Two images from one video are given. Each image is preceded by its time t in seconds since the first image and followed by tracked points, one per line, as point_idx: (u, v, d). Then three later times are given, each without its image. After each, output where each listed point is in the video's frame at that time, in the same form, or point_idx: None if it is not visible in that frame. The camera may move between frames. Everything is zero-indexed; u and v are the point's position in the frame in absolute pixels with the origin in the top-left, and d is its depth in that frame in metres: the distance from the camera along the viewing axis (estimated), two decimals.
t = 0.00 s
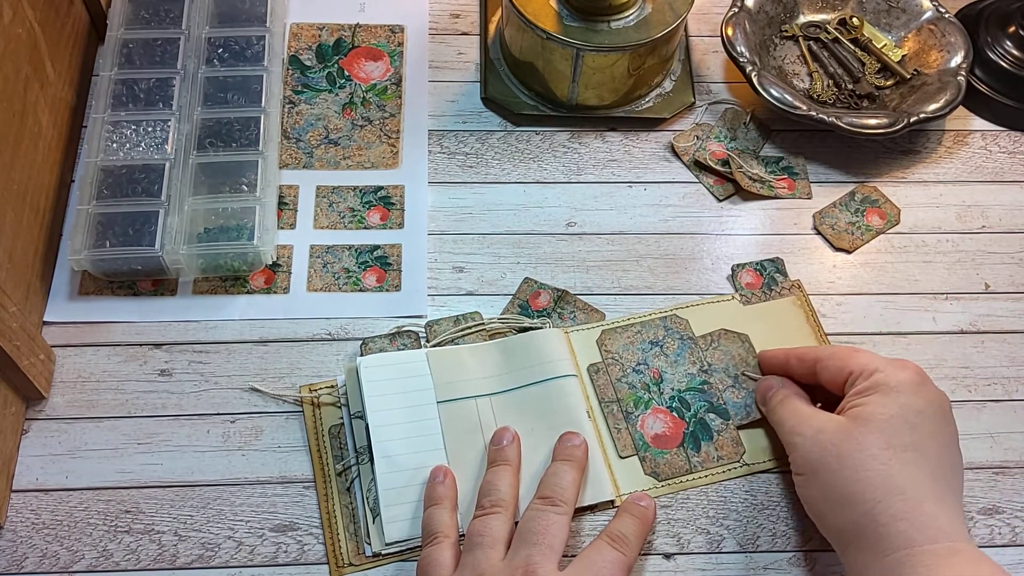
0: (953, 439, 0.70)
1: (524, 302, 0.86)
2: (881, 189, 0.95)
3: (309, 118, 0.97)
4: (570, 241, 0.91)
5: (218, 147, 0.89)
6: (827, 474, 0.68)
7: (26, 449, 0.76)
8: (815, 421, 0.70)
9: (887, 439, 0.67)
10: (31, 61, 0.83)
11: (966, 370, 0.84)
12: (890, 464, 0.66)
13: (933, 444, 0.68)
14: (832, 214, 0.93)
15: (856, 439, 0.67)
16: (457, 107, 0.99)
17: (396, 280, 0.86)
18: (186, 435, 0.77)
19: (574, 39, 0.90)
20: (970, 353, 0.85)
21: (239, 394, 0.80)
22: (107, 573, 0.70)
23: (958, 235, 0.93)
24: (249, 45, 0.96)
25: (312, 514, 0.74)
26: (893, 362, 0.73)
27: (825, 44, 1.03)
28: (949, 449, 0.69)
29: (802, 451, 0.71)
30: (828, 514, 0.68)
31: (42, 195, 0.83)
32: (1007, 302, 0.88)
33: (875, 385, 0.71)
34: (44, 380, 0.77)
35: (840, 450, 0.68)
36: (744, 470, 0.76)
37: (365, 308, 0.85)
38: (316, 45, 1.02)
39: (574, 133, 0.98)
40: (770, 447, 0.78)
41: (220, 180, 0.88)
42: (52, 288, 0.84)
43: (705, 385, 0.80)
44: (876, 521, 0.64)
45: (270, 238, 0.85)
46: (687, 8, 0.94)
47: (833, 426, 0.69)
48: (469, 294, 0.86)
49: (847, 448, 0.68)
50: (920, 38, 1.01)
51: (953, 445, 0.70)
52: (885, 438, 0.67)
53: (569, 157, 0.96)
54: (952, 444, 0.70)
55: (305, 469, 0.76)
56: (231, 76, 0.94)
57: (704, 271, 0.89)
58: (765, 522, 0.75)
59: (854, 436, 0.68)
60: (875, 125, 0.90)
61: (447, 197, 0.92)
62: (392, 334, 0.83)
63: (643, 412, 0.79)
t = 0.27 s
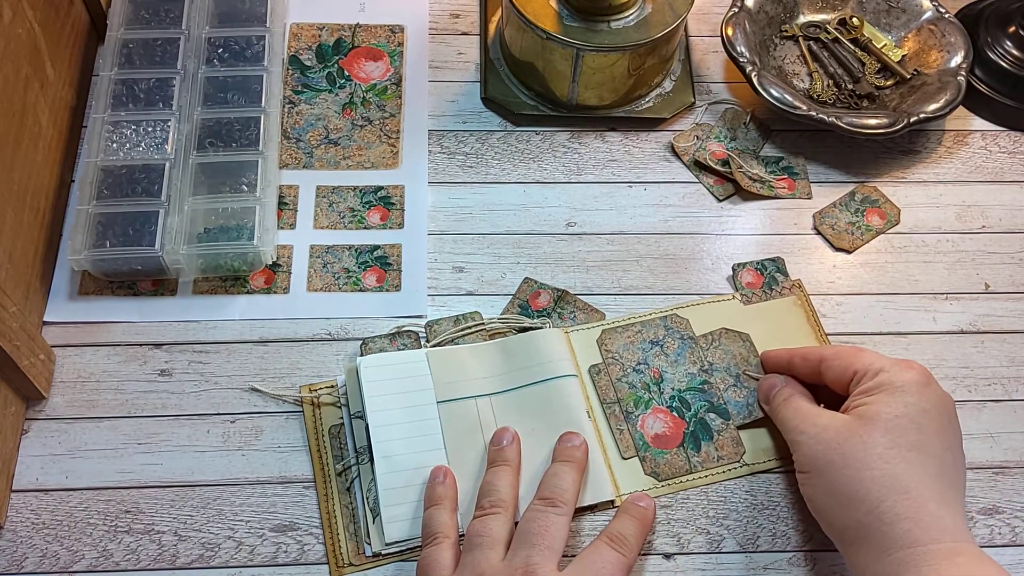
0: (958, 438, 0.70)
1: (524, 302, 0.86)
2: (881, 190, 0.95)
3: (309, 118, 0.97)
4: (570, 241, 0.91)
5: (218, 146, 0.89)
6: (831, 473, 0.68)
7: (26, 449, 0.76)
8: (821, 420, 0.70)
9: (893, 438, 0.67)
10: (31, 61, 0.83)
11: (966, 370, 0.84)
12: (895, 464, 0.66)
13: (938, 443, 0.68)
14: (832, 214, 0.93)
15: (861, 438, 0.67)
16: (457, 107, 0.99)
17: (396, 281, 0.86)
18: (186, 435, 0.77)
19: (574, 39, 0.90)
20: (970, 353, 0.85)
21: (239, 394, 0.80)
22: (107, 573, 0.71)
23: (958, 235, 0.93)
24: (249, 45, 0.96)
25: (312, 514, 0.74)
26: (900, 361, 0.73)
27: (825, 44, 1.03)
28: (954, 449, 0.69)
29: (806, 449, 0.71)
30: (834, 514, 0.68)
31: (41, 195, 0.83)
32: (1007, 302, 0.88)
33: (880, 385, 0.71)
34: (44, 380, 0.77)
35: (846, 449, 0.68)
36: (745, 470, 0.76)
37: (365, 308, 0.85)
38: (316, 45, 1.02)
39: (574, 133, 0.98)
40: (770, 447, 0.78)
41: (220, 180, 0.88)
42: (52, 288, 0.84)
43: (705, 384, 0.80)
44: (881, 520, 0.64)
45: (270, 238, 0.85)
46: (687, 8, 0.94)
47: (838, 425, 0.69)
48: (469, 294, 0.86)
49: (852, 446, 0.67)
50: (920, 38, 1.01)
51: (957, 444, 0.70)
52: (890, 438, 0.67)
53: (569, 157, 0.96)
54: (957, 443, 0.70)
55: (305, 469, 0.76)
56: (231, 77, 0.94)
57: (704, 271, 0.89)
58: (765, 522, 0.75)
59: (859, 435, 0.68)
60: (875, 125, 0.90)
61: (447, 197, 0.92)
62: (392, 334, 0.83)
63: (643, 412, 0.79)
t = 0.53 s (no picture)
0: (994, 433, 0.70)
1: (524, 302, 0.85)
2: (881, 189, 0.95)
3: (309, 118, 0.97)
4: (570, 241, 0.91)
5: (218, 146, 0.89)
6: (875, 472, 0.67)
7: (26, 449, 0.76)
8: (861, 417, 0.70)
9: (942, 434, 0.67)
10: (31, 61, 0.83)
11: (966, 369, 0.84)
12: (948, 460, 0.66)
13: (981, 438, 0.68)
14: (832, 214, 0.93)
15: (909, 434, 0.67)
16: (457, 107, 0.99)
17: (396, 280, 0.86)
18: (186, 435, 0.77)
19: (574, 39, 0.90)
20: (970, 353, 0.85)
21: (239, 394, 0.80)
22: (107, 573, 0.70)
23: (958, 235, 0.93)
24: (249, 45, 0.96)
25: (312, 514, 0.74)
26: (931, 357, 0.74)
27: (825, 44, 1.03)
28: (992, 443, 0.69)
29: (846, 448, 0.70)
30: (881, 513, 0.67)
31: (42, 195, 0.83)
32: (1007, 302, 0.88)
33: (917, 381, 0.71)
34: (44, 380, 0.77)
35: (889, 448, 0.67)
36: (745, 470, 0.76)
37: (365, 307, 0.85)
38: (316, 45, 1.02)
39: (574, 133, 0.98)
40: (770, 448, 0.78)
41: (220, 180, 0.88)
42: (52, 288, 0.84)
43: (705, 385, 0.80)
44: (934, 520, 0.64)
45: (270, 238, 0.85)
46: (687, 8, 0.94)
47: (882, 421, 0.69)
48: (469, 294, 0.86)
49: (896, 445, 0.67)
50: (920, 38, 1.01)
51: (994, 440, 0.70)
52: (939, 432, 0.67)
53: (569, 157, 0.96)
54: (994, 438, 0.70)
55: (305, 469, 0.76)
56: (231, 76, 0.94)
57: (704, 271, 0.89)
58: (765, 522, 0.75)
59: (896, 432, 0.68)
60: (875, 125, 0.90)
61: (447, 197, 0.92)
62: (392, 333, 0.83)
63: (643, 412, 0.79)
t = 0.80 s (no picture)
0: None
1: (525, 302, 0.85)
2: (881, 189, 0.95)
3: (309, 118, 0.97)
4: (570, 241, 0.91)
5: (218, 146, 0.89)
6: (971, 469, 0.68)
7: (26, 449, 0.76)
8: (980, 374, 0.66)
9: None
10: (31, 61, 0.83)
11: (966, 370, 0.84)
12: None
13: None
14: (832, 214, 0.93)
15: None
16: (457, 107, 0.99)
17: (396, 280, 0.86)
18: (186, 435, 0.77)
19: (574, 39, 0.90)
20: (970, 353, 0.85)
21: (239, 394, 0.80)
22: (107, 573, 0.70)
23: (959, 235, 0.93)
24: (249, 45, 0.96)
25: (311, 514, 0.74)
26: None
27: (826, 44, 1.03)
28: None
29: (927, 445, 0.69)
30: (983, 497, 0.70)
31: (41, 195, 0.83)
32: (1007, 302, 0.88)
33: None
34: (44, 380, 0.77)
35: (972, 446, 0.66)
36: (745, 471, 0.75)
37: (365, 307, 0.85)
38: (316, 45, 1.02)
39: (574, 133, 0.98)
40: (770, 448, 0.78)
41: (219, 180, 0.88)
42: (52, 288, 0.84)
43: (706, 385, 0.80)
44: None
45: (270, 238, 0.85)
46: (687, 8, 0.94)
47: None
48: (469, 294, 0.86)
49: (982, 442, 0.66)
50: (920, 37, 1.01)
51: None
52: None
53: (569, 157, 0.96)
54: None
55: (305, 469, 0.76)
56: (231, 76, 0.93)
57: (704, 271, 0.89)
58: (765, 522, 0.75)
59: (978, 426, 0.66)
60: (875, 125, 0.90)
61: (447, 197, 0.92)
62: (392, 333, 0.83)
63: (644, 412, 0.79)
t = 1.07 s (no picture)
0: None
1: (525, 302, 0.85)
2: (881, 189, 0.95)
3: (309, 118, 0.97)
4: (570, 241, 0.91)
5: (218, 146, 0.89)
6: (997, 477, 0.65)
7: (26, 449, 0.76)
8: None
9: None
10: (31, 61, 0.83)
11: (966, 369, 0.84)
12: None
13: None
14: (832, 214, 0.93)
15: None
16: (457, 107, 0.99)
17: (396, 280, 0.86)
18: (186, 435, 0.77)
19: (574, 39, 0.90)
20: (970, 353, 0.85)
21: (239, 394, 0.80)
22: (107, 573, 0.70)
23: (959, 235, 0.93)
24: (249, 45, 0.96)
25: (311, 514, 0.74)
26: None
27: (826, 44, 1.03)
28: None
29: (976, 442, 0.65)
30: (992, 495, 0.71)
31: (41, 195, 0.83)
32: (1007, 302, 0.88)
33: None
34: (45, 380, 0.77)
35: None
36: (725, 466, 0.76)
37: (365, 307, 0.85)
38: (316, 45, 1.02)
39: (574, 133, 0.98)
40: (770, 448, 0.78)
41: (219, 180, 0.88)
42: (52, 288, 0.84)
43: (706, 385, 0.80)
44: None
45: (270, 238, 0.85)
46: (687, 8, 0.94)
47: None
48: (469, 294, 0.86)
49: None
50: (920, 37, 1.01)
51: None
52: None
53: (569, 157, 0.96)
54: None
55: (305, 469, 0.76)
56: (231, 76, 0.94)
57: (704, 271, 0.89)
58: (765, 522, 0.75)
59: None
60: (875, 126, 0.90)
61: (447, 197, 0.92)
62: (392, 333, 0.83)
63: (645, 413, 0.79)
